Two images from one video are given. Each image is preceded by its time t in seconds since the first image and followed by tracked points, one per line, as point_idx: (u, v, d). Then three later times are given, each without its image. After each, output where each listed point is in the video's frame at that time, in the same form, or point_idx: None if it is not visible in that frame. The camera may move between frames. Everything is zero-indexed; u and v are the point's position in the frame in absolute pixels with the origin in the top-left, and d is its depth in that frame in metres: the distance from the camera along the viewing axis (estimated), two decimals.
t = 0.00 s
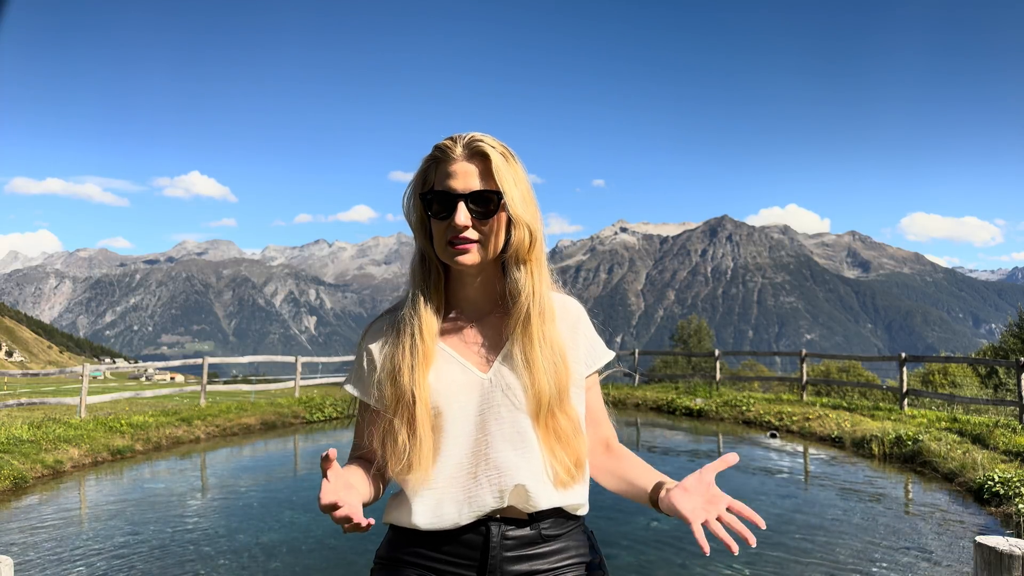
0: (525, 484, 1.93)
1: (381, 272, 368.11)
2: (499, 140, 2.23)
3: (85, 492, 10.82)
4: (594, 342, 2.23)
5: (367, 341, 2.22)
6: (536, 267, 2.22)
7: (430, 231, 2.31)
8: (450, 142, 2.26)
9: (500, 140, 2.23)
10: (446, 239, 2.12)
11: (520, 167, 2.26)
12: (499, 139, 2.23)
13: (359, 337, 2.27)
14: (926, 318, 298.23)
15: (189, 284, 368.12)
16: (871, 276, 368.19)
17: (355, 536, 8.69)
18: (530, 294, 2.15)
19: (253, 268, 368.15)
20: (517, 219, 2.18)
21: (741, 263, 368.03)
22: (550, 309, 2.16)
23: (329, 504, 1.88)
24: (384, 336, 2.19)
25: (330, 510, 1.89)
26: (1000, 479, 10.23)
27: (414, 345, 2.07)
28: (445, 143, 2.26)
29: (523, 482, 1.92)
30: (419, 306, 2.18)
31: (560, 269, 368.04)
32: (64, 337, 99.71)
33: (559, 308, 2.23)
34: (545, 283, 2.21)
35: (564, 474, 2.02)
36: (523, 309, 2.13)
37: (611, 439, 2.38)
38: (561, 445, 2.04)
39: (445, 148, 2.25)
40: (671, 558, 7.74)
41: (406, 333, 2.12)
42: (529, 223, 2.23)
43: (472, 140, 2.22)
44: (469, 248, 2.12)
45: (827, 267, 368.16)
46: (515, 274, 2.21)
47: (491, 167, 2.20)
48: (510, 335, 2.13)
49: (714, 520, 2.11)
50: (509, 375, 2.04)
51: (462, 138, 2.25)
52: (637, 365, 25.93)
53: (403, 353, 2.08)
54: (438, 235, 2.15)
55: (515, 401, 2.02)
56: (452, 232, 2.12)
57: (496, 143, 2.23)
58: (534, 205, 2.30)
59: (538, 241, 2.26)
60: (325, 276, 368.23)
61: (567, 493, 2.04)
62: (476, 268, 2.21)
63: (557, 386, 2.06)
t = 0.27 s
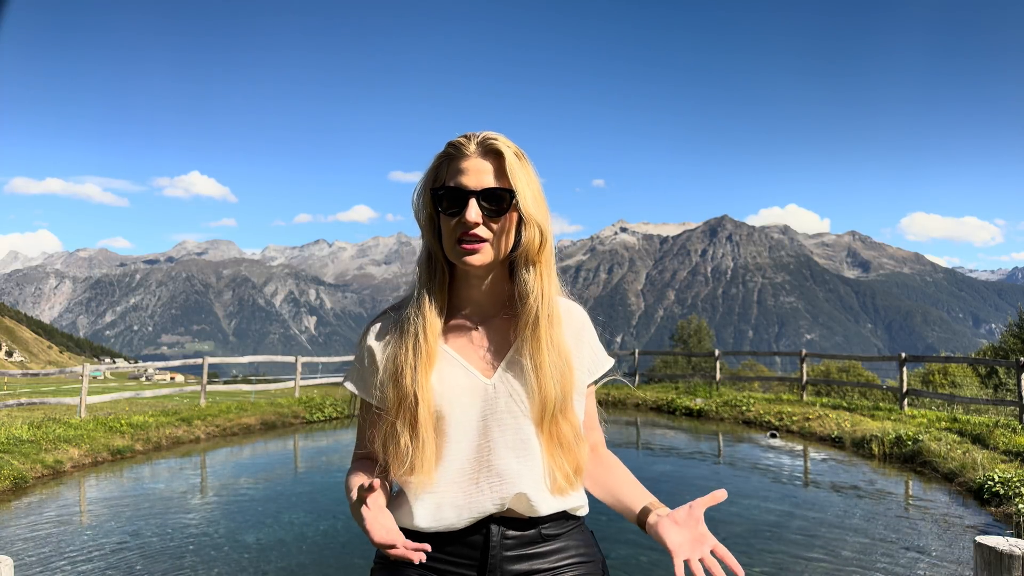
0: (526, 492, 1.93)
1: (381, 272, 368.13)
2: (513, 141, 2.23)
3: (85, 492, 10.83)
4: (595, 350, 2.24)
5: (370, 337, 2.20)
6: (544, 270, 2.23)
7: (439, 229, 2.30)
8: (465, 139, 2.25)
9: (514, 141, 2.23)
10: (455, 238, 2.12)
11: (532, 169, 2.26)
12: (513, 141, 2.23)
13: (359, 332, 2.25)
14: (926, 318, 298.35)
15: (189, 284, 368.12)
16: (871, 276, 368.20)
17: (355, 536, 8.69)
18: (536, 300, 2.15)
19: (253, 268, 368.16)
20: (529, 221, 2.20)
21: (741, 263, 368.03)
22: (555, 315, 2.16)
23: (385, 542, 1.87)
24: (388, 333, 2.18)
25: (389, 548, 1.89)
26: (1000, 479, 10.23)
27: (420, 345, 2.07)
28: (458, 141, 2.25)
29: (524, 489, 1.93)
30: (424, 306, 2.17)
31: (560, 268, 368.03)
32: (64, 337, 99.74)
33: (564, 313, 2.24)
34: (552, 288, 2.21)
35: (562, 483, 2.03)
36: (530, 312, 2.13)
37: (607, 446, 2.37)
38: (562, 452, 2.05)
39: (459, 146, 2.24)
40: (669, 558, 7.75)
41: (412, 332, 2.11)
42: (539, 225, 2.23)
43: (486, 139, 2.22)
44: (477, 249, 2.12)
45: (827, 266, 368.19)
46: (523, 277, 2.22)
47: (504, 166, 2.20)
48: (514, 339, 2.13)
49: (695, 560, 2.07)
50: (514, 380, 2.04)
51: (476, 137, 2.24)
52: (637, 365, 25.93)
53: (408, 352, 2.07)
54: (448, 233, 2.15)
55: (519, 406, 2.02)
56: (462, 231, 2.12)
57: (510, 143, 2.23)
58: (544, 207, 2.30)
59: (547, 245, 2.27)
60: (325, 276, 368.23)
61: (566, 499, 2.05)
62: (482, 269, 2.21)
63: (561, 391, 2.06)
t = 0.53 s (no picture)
0: (525, 495, 1.93)
1: (381, 272, 368.14)
2: (521, 146, 2.24)
3: (85, 492, 10.83)
4: (591, 355, 2.24)
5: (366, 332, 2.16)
6: (546, 276, 2.24)
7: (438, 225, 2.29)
8: (473, 138, 2.25)
9: (522, 146, 2.24)
10: (455, 237, 2.11)
11: (537, 175, 2.27)
12: (521, 146, 2.24)
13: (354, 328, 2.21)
14: (926, 318, 298.33)
15: (189, 284, 368.12)
16: (871, 276, 368.19)
17: (355, 536, 8.69)
18: (535, 304, 2.16)
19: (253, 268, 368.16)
20: (534, 226, 2.22)
21: (741, 263, 368.00)
22: (554, 320, 2.17)
23: (415, 536, 1.76)
24: (385, 329, 2.16)
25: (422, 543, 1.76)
26: (1000, 479, 10.23)
27: (416, 343, 2.06)
28: (468, 140, 2.25)
29: (523, 492, 1.93)
30: (423, 305, 2.16)
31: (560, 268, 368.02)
32: (64, 337, 99.77)
33: (562, 318, 2.25)
34: (552, 294, 2.23)
35: (559, 487, 2.04)
36: (531, 317, 2.14)
37: (601, 447, 2.38)
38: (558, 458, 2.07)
39: (467, 145, 2.24)
40: (670, 558, 7.74)
41: (410, 330, 2.10)
42: (541, 231, 2.25)
43: (494, 142, 2.22)
44: (476, 248, 2.11)
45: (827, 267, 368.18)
46: (526, 282, 2.23)
47: (512, 172, 2.22)
48: (513, 342, 2.13)
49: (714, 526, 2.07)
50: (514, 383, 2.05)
51: (485, 138, 2.25)
52: (637, 365, 25.93)
53: (406, 349, 2.05)
54: (448, 231, 2.14)
55: (519, 410, 2.03)
56: (464, 230, 2.11)
57: (518, 147, 2.24)
58: (547, 213, 2.32)
59: (550, 252, 2.29)
60: (325, 276, 368.22)
61: (563, 502, 2.06)
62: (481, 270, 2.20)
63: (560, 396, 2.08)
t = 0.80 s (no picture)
0: (518, 496, 1.93)
1: (381, 272, 368.17)
2: (506, 146, 2.23)
3: (85, 492, 10.82)
4: (583, 351, 2.21)
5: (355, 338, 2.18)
6: (532, 278, 2.23)
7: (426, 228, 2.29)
8: (458, 140, 2.25)
9: (507, 146, 2.23)
10: (442, 239, 2.11)
11: (524, 175, 2.26)
12: (506, 145, 2.23)
13: (346, 334, 2.23)
14: (926, 318, 298.33)
15: (189, 284, 368.12)
16: (871, 276, 368.20)
17: (355, 536, 8.69)
18: (524, 306, 2.15)
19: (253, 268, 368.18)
20: (518, 228, 2.21)
21: (741, 263, 368.00)
22: (543, 321, 2.17)
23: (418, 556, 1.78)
24: (375, 334, 2.17)
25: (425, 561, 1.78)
26: (1000, 479, 10.23)
27: (405, 348, 2.06)
28: (452, 141, 2.24)
29: (516, 494, 1.93)
30: (411, 308, 2.17)
31: (560, 268, 368.03)
32: (64, 337, 99.79)
33: (552, 319, 2.24)
34: (540, 294, 2.21)
35: (552, 488, 2.03)
36: (517, 316, 2.13)
37: (594, 449, 2.36)
38: (548, 459, 2.05)
39: (452, 146, 2.24)
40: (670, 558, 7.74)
41: (398, 334, 2.11)
42: (528, 231, 2.24)
43: (479, 143, 2.22)
44: (462, 251, 2.10)
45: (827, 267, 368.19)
46: (511, 284, 2.21)
47: (497, 171, 2.20)
48: (501, 343, 2.13)
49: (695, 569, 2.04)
50: (503, 385, 2.04)
51: (470, 139, 2.24)
52: (637, 365, 25.93)
53: (394, 355, 2.06)
54: (435, 234, 2.14)
55: (506, 412, 2.02)
56: (449, 232, 2.10)
57: (503, 148, 2.22)
58: (534, 213, 2.31)
59: (536, 252, 2.27)
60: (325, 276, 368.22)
61: (559, 504, 2.05)
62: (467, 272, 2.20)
63: (548, 396, 2.06)
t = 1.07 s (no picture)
0: (521, 492, 1.93)
1: (381, 272, 368.16)
2: (496, 143, 2.22)
3: (85, 492, 10.82)
4: (588, 346, 2.21)
5: (359, 342, 2.20)
6: (529, 273, 2.21)
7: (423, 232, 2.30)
8: (446, 142, 2.25)
9: (497, 142, 2.22)
10: (439, 242, 2.11)
11: (516, 171, 2.25)
12: (496, 142, 2.22)
13: (351, 337, 2.25)
14: (926, 318, 298.35)
15: (189, 284, 368.11)
16: (871, 276, 368.19)
17: (355, 536, 8.69)
18: (524, 301, 2.14)
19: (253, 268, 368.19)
20: (513, 225, 2.17)
21: (741, 263, 367.98)
22: (544, 315, 2.17)
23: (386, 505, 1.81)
24: (378, 337, 2.19)
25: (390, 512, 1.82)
26: (1000, 479, 10.22)
27: (408, 350, 2.07)
28: (441, 144, 2.24)
29: (519, 490, 1.92)
30: (413, 312, 2.17)
31: (560, 268, 368.01)
32: (64, 337, 99.79)
33: (552, 313, 2.23)
34: (539, 289, 2.20)
35: (557, 483, 2.02)
36: (515, 314, 2.12)
37: (607, 440, 2.38)
38: (551, 455, 2.04)
39: (441, 149, 2.24)
40: (670, 558, 7.75)
41: (399, 337, 2.12)
42: (525, 227, 2.23)
43: (467, 142, 2.21)
44: (460, 253, 2.11)
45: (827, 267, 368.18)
46: (508, 281, 2.20)
47: (486, 170, 2.19)
48: (502, 340, 2.12)
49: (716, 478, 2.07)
50: (504, 382, 2.04)
51: (458, 139, 2.23)
52: (637, 365, 25.92)
53: (397, 358, 2.07)
54: (432, 238, 2.14)
55: (506, 408, 2.01)
56: (445, 236, 2.11)
57: (491, 145, 2.21)
58: (530, 208, 2.29)
59: (532, 246, 2.25)
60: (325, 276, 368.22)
61: (563, 499, 2.05)
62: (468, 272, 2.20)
63: (549, 390, 2.06)
